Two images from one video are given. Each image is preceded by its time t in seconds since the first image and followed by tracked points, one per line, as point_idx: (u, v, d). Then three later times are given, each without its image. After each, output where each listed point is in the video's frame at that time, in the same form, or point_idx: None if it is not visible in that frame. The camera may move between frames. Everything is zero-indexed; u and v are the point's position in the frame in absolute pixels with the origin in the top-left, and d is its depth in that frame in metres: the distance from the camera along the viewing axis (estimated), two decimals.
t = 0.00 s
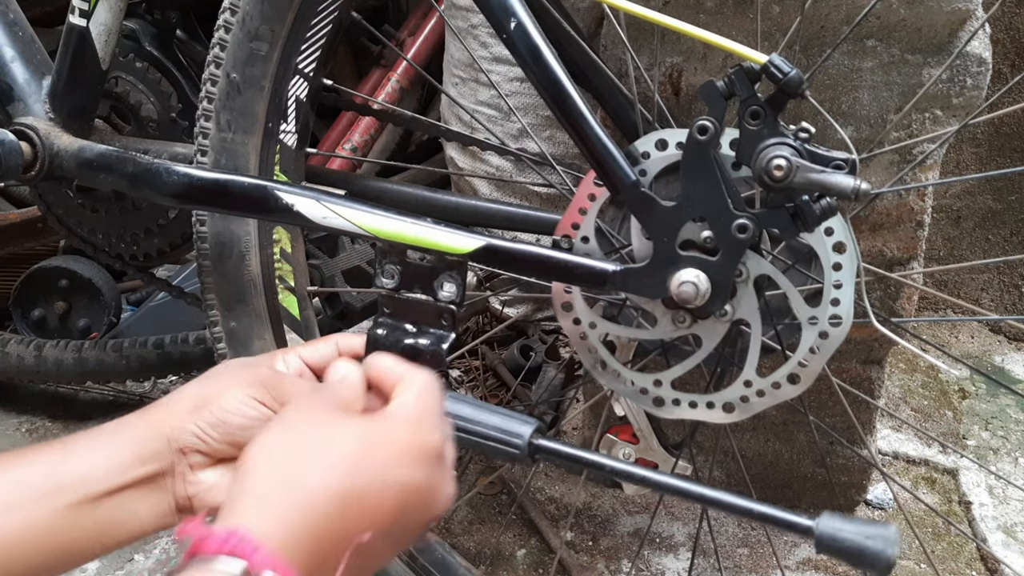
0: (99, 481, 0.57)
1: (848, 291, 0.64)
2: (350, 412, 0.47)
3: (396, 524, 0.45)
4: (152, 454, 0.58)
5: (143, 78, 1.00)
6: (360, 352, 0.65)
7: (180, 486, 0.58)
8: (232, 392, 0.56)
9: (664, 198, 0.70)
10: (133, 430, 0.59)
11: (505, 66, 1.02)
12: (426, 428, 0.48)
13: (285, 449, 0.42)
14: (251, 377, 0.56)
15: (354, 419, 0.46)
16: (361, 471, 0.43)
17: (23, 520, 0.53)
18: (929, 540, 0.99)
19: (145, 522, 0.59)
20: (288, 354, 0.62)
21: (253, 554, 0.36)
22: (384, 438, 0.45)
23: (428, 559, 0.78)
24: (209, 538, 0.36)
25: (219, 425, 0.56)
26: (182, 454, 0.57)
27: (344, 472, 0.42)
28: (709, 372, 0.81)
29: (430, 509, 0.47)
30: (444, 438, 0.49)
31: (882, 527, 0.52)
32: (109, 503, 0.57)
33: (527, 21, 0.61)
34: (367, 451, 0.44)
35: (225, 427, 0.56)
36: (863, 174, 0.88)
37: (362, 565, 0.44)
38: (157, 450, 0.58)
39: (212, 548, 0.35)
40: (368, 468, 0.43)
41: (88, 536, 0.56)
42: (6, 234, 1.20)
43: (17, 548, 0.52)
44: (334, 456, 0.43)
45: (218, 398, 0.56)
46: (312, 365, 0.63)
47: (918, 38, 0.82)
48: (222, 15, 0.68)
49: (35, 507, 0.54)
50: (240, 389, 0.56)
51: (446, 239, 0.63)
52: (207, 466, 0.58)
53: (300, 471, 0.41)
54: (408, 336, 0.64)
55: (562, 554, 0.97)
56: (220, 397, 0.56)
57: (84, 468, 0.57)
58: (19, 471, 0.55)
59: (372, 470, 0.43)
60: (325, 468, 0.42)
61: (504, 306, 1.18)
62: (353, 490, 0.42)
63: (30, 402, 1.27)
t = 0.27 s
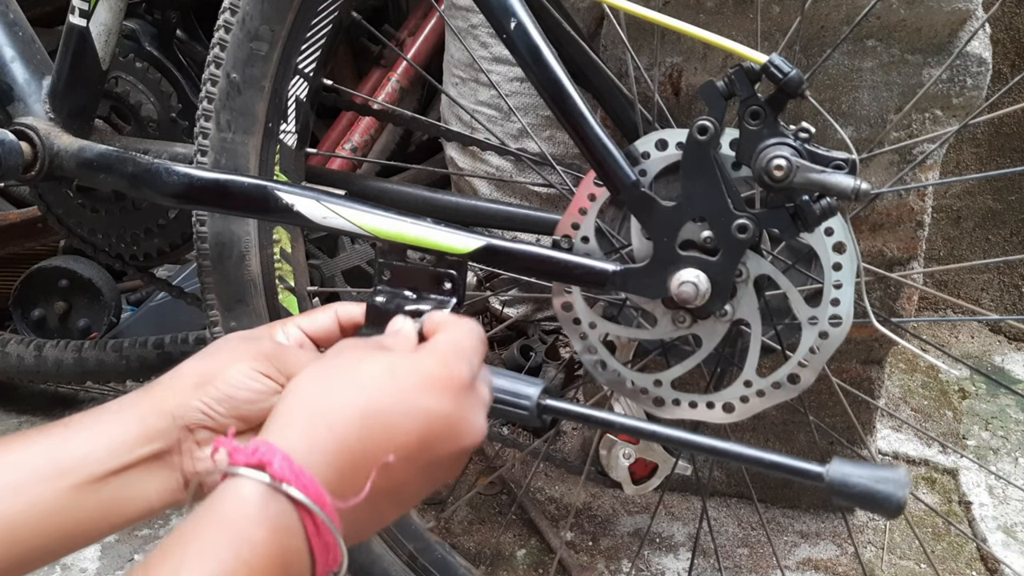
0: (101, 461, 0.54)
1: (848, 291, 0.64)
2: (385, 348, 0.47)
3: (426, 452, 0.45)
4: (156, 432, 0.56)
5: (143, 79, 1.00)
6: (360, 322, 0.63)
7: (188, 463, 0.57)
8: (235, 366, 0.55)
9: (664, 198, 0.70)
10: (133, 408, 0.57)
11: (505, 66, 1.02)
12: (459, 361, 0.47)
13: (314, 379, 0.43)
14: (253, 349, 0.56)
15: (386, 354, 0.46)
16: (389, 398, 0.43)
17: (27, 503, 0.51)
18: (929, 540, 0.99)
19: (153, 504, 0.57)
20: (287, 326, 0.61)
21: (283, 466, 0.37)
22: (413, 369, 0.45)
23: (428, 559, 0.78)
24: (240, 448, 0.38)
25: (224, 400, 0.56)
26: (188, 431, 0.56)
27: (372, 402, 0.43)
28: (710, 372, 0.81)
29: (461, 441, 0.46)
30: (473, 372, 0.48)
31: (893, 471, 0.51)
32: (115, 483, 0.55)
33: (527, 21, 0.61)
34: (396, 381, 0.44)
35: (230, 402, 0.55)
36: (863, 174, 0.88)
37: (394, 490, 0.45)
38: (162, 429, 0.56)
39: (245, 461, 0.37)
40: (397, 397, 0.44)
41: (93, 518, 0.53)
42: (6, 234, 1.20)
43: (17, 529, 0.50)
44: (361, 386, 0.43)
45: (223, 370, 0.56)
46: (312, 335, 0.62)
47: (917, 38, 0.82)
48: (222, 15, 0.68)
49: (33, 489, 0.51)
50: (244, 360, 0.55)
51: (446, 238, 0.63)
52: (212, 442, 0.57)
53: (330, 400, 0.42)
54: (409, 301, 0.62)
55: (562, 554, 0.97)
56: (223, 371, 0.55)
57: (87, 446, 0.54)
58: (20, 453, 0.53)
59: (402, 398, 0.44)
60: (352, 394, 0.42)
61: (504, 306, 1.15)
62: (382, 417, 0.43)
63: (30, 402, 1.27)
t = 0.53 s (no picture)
0: (106, 463, 0.56)
1: (848, 291, 0.64)
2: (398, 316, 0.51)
3: (449, 402, 0.48)
4: (161, 435, 0.57)
5: (143, 79, 1.00)
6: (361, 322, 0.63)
7: (192, 465, 0.57)
8: (237, 369, 0.54)
9: (664, 198, 0.70)
10: (138, 411, 0.57)
11: (505, 66, 1.02)
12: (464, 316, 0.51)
13: (336, 352, 0.48)
14: (257, 351, 0.55)
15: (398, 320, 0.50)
16: (402, 355, 0.47)
17: (32, 503, 0.54)
18: (929, 540, 0.99)
19: (157, 504, 0.58)
20: (287, 325, 0.62)
21: (307, 416, 0.41)
22: (422, 327, 0.49)
23: (428, 559, 0.78)
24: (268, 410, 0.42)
25: (229, 404, 0.55)
26: (192, 435, 0.56)
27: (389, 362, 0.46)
28: (709, 372, 0.81)
29: (484, 385, 0.49)
30: (485, 322, 0.51)
31: (891, 479, 0.52)
32: (120, 485, 0.57)
33: (527, 21, 0.61)
34: (407, 338, 0.48)
35: (235, 406, 0.54)
36: (863, 174, 0.88)
37: (428, 443, 0.48)
38: (167, 433, 0.56)
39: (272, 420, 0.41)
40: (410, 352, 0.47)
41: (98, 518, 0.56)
42: (6, 234, 1.20)
43: (22, 531, 0.53)
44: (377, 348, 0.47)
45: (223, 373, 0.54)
46: (312, 335, 0.62)
47: (918, 38, 0.82)
48: (222, 15, 0.68)
49: (38, 490, 0.54)
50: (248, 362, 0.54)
51: (446, 238, 0.63)
52: (218, 445, 0.57)
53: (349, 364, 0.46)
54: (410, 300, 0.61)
55: (562, 554, 0.97)
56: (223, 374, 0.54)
57: (91, 449, 0.56)
58: (26, 455, 0.55)
59: (415, 354, 0.47)
60: (369, 358, 0.46)
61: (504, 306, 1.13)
62: (398, 371, 0.46)
63: (30, 402, 1.27)
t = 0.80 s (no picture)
0: (105, 461, 0.56)
1: (848, 291, 0.64)
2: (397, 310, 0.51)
3: (446, 397, 0.48)
4: (158, 433, 0.57)
5: (143, 79, 1.00)
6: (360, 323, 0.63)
7: (189, 464, 0.58)
8: (235, 368, 0.54)
9: (664, 198, 0.70)
10: (135, 410, 0.57)
11: (505, 66, 1.02)
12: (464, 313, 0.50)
13: (334, 349, 0.47)
14: (255, 351, 0.55)
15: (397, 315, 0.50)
16: (401, 352, 0.47)
17: (30, 502, 0.53)
18: (929, 540, 0.99)
19: (155, 502, 0.59)
20: (287, 325, 0.62)
21: (304, 414, 0.41)
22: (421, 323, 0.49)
23: (428, 559, 0.78)
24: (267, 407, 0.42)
25: (226, 402, 0.55)
26: (189, 433, 0.57)
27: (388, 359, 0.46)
28: (709, 372, 0.81)
29: (481, 381, 0.49)
30: (481, 317, 0.51)
31: (885, 488, 0.52)
32: (118, 483, 0.57)
33: (527, 21, 0.61)
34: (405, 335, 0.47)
35: (232, 405, 0.55)
36: (863, 174, 0.88)
37: (424, 437, 0.48)
38: (165, 431, 0.57)
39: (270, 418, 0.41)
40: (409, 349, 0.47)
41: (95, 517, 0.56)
42: (6, 234, 1.20)
43: (21, 531, 0.53)
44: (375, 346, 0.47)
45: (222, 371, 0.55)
46: (312, 335, 0.62)
47: (918, 38, 0.82)
48: (222, 15, 0.68)
49: (38, 489, 0.54)
50: (246, 363, 0.54)
51: (446, 238, 0.63)
52: (215, 443, 0.58)
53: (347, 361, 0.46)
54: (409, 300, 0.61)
55: (562, 554, 0.97)
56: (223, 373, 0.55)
57: (90, 447, 0.56)
58: (24, 454, 0.55)
59: (414, 350, 0.47)
60: (366, 355, 0.46)
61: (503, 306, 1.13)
62: (397, 368, 0.46)
63: (30, 402, 1.27)
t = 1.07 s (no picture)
0: (101, 461, 0.56)
1: (848, 291, 0.64)
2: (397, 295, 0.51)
3: (449, 373, 0.47)
4: (155, 434, 0.57)
5: (143, 79, 1.00)
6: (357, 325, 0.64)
7: (185, 464, 0.58)
8: (232, 367, 0.55)
9: (664, 198, 0.70)
10: (132, 410, 0.58)
11: (505, 66, 1.02)
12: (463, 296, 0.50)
13: (329, 333, 0.46)
14: (252, 350, 0.55)
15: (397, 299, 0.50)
16: (401, 331, 0.46)
17: (25, 503, 0.53)
18: (929, 540, 0.99)
19: (149, 503, 0.59)
20: (284, 327, 0.61)
21: (305, 389, 0.40)
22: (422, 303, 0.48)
23: (428, 559, 0.78)
24: (265, 387, 0.41)
25: (223, 402, 0.56)
26: (186, 433, 0.58)
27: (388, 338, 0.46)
28: (709, 372, 0.81)
29: (480, 355, 0.49)
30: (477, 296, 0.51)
31: (881, 500, 0.52)
32: (114, 484, 0.57)
33: (527, 21, 0.61)
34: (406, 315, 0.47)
35: (229, 404, 0.56)
36: (862, 174, 0.88)
37: (429, 414, 0.47)
38: (161, 431, 0.57)
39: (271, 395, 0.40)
40: (410, 327, 0.47)
41: (90, 518, 0.56)
42: (6, 234, 1.20)
43: (16, 532, 0.53)
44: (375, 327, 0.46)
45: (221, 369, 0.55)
46: (309, 336, 0.62)
47: (918, 38, 0.82)
48: (222, 15, 0.68)
49: (33, 489, 0.54)
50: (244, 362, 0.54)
51: (445, 238, 0.63)
52: (211, 443, 0.58)
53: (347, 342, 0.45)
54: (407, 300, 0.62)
55: (562, 554, 0.97)
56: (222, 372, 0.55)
57: (85, 446, 0.56)
58: (19, 455, 0.55)
59: (415, 329, 0.47)
60: (367, 334, 0.46)
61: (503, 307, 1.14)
62: (399, 347, 0.46)
63: (30, 402, 1.27)
